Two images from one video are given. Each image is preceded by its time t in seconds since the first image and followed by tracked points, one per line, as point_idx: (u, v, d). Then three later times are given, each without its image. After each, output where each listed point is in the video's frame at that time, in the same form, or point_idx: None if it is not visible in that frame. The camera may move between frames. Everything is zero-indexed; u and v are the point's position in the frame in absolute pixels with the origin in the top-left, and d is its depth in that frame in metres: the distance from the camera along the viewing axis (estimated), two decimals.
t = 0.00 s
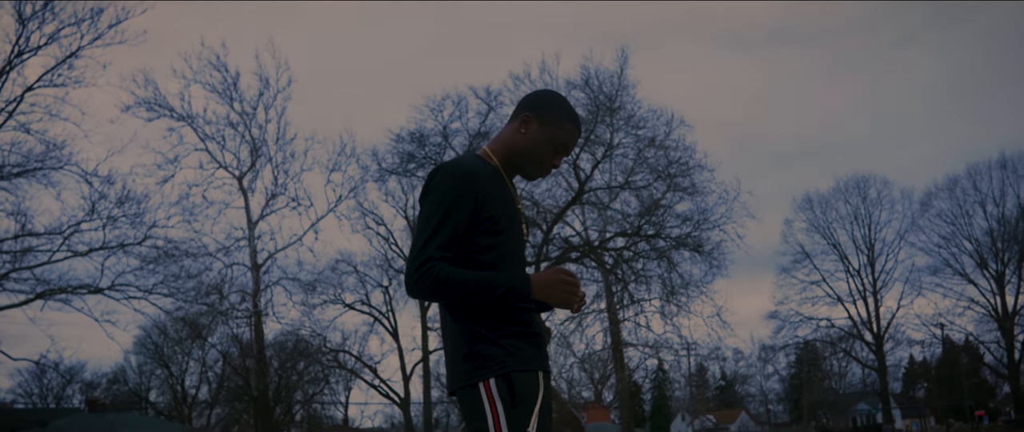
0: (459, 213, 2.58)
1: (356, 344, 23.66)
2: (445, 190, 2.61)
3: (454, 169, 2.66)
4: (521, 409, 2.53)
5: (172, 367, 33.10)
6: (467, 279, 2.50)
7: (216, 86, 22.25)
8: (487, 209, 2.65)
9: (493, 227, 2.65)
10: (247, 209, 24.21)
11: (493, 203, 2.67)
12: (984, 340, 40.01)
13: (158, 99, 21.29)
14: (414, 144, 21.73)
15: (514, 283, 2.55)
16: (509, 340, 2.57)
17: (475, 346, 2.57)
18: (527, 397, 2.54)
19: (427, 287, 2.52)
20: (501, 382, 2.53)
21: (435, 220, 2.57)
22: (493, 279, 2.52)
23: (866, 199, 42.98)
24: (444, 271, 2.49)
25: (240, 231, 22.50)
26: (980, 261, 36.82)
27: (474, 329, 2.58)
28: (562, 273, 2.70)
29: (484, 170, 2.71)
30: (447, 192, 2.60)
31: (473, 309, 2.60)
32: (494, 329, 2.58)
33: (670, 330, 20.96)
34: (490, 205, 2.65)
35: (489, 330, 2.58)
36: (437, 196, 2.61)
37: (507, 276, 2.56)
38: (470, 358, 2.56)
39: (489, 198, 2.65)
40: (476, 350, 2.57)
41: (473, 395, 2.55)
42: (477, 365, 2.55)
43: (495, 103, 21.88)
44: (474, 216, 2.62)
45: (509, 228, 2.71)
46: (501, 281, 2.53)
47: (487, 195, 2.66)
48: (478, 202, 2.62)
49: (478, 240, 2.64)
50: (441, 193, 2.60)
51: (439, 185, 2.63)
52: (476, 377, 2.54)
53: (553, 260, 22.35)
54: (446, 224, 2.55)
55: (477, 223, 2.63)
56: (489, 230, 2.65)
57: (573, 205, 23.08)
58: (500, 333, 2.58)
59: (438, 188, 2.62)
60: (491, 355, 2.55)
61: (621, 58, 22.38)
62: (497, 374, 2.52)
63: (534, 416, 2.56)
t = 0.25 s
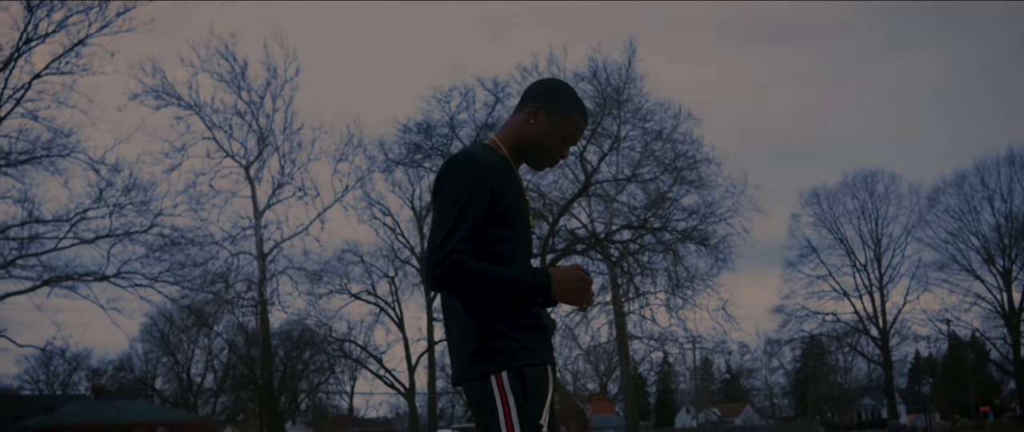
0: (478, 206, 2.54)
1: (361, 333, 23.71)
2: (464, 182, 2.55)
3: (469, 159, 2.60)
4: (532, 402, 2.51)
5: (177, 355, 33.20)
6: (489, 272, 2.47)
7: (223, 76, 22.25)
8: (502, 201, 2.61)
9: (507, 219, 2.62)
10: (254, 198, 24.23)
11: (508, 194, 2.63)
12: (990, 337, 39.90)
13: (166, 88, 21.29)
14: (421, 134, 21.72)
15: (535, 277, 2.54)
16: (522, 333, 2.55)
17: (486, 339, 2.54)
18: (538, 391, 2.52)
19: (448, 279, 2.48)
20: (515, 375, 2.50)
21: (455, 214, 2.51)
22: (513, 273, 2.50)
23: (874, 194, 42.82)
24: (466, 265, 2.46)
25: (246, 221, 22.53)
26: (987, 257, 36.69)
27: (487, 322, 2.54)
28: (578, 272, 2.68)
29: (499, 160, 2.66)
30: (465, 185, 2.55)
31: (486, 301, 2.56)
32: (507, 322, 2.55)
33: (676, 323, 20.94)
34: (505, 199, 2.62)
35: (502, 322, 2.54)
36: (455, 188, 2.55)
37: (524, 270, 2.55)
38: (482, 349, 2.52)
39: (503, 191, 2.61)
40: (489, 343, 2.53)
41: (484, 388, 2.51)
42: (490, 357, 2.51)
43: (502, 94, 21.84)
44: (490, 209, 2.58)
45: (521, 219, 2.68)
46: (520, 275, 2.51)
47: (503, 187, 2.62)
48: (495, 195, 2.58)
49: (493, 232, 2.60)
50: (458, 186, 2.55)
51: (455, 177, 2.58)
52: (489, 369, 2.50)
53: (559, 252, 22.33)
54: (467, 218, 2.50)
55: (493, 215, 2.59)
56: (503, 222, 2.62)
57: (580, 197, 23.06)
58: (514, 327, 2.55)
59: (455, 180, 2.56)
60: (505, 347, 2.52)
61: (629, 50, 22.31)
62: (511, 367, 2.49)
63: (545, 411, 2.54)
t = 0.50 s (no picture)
0: (498, 201, 2.37)
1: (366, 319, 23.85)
2: (482, 178, 2.37)
3: (484, 151, 2.41)
4: (549, 393, 2.40)
5: (183, 338, 33.35)
6: (513, 267, 2.33)
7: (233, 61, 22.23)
8: (518, 192, 2.44)
9: (523, 210, 2.46)
10: (262, 183, 24.28)
11: (522, 185, 2.46)
12: (995, 333, 39.81)
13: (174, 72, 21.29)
14: (428, 122, 21.72)
15: (556, 269, 2.40)
16: (539, 321, 2.43)
17: (504, 329, 2.39)
18: (555, 381, 2.41)
19: (471, 277, 2.33)
20: (533, 365, 2.37)
21: (477, 211, 2.34)
22: (534, 265, 2.37)
23: (882, 188, 42.69)
24: (491, 262, 2.31)
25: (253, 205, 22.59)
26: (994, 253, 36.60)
27: (505, 313, 2.39)
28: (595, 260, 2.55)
29: (512, 150, 2.47)
30: (484, 179, 2.37)
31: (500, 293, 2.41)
32: (523, 314, 2.41)
33: (680, 315, 20.96)
34: (522, 191, 2.44)
35: (518, 310, 2.41)
36: (474, 186, 2.37)
37: (545, 262, 2.41)
38: (496, 337, 2.38)
39: (519, 182, 2.45)
40: (507, 332, 2.39)
41: (498, 377, 2.38)
42: (505, 345, 2.38)
43: (511, 83, 21.81)
44: (509, 203, 2.41)
45: (534, 209, 2.52)
46: (542, 266, 2.38)
47: (518, 179, 2.44)
48: (513, 188, 2.42)
49: (510, 225, 2.43)
50: (480, 185, 2.37)
51: (472, 173, 2.39)
52: (508, 361, 2.36)
53: (564, 242, 22.33)
54: (489, 216, 2.34)
55: (511, 210, 2.43)
56: (520, 216, 2.45)
57: (586, 187, 23.02)
58: (530, 318, 2.42)
59: (473, 175, 2.38)
60: (521, 337, 2.39)
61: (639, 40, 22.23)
62: (530, 356, 2.38)
63: (560, 402, 2.44)
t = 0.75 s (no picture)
0: (508, 185, 2.31)
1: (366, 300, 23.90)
2: (492, 163, 2.32)
3: (493, 136, 2.36)
4: (563, 374, 2.34)
5: (184, 318, 33.43)
6: (529, 253, 2.28)
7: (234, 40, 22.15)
8: (526, 175, 2.39)
9: (530, 192, 2.41)
10: (263, 163, 24.25)
11: (529, 168, 2.42)
12: (995, 320, 39.84)
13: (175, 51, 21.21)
14: (430, 104, 21.68)
15: (568, 251, 2.35)
16: (551, 302, 2.38)
17: (515, 312, 2.33)
18: (568, 362, 2.35)
19: (487, 264, 2.27)
20: (548, 347, 2.32)
21: (491, 200, 2.29)
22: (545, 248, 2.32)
23: (884, 175, 42.63)
24: (504, 247, 2.25)
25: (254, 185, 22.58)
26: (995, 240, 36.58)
27: (517, 295, 2.33)
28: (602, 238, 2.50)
29: (519, 131, 2.42)
30: (492, 164, 2.32)
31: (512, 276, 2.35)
32: (535, 296, 2.35)
33: (679, 299, 20.97)
34: (530, 174, 2.40)
35: (532, 290, 2.35)
36: (484, 171, 2.32)
37: (556, 245, 2.35)
38: (510, 318, 2.32)
39: (526, 165, 2.40)
40: (519, 316, 2.32)
41: (510, 359, 2.31)
42: (519, 326, 2.32)
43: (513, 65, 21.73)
44: (517, 187, 2.37)
45: (539, 191, 2.47)
46: (554, 249, 2.33)
47: (525, 162, 2.39)
48: (522, 171, 2.37)
49: (518, 208, 2.38)
50: (489, 170, 2.32)
51: (481, 158, 2.34)
52: (522, 344, 2.30)
53: (565, 225, 22.32)
54: (500, 200, 2.29)
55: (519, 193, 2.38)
56: (526, 197, 2.40)
57: (587, 170, 23.00)
58: (542, 300, 2.36)
59: (484, 160, 2.33)
60: (534, 319, 2.33)
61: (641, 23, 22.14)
62: (545, 337, 2.32)
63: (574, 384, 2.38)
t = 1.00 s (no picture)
0: (515, 170, 2.26)
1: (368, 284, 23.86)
2: (500, 148, 2.26)
3: (499, 119, 2.30)
4: (579, 356, 2.29)
5: (187, 300, 33.47)
6: (538, 237, 2.24)
7: (238, 22, 22.04)
8: (533, 160, 2.33)
9: (538, 176, 2.36)
10: (266, 146, 24.19)
11: (537, 152, 2.36)
12: (997, 311, 39.75)
13: (178, 32, 21.11)
14: (434, 88, 21.59)
15: (577, 234, 2.31)
16: (564, 283, 2.33)
17: (528, 295, 2.28)
18: (582, 344, 2.31)
19: (498, 251, 2.22)
20: (562, 330, 2.27)
21: (501, 190, 2.23)
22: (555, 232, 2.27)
23: (888, 164, 42.48)
24: (514, 233, 2.20)
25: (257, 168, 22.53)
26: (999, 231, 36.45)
27: (528, 278, 2.28)
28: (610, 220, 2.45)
29: (524, 115, 2.36)
30: (499, 150, 2.26)
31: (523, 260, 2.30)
32: (547, 278, 2.30)
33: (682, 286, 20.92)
34: (537, 158, 2.34)
35: (543, 273, 2.30)
36: (491, 155, 2.26)
37: (567, 228, 2.30)
38: (522, 301, 2.27)
39: (533, 149, 2.34)
40: (532, 300, 2.28)
41: (524, 343, 2.26)
42: (533, 309, 2.27)
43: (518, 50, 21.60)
44: (524, 171, 2.32)
45: (546, 175, 2.42)
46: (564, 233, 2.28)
47: (532, 146, 2.34)
48: (529, 156, 2.31)
49: (526, 193, 2.33)
50: (497, 154, 2.26)
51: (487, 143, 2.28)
52: (535, 327, 2.25)
53: (568, 211, 22.27)
54: (508, 185, 2.23)
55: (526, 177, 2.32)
56: (535, 181, 2.35)
57: (591, 157, 22.90)
58: (553, 283, 2.31)
59: (490, 145, 2.27)
60: (548, 302, 2.28)
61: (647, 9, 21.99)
62: (559, 319, 2.27)
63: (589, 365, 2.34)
